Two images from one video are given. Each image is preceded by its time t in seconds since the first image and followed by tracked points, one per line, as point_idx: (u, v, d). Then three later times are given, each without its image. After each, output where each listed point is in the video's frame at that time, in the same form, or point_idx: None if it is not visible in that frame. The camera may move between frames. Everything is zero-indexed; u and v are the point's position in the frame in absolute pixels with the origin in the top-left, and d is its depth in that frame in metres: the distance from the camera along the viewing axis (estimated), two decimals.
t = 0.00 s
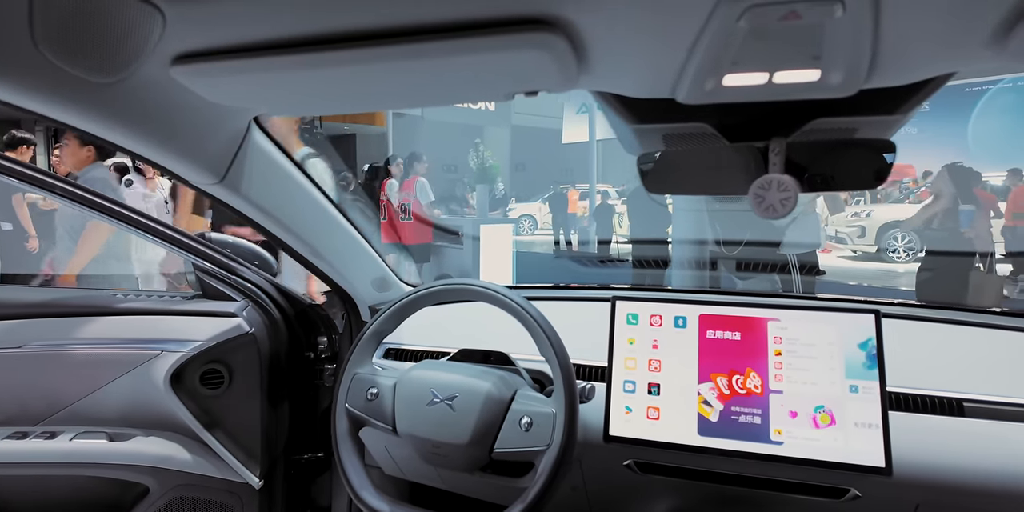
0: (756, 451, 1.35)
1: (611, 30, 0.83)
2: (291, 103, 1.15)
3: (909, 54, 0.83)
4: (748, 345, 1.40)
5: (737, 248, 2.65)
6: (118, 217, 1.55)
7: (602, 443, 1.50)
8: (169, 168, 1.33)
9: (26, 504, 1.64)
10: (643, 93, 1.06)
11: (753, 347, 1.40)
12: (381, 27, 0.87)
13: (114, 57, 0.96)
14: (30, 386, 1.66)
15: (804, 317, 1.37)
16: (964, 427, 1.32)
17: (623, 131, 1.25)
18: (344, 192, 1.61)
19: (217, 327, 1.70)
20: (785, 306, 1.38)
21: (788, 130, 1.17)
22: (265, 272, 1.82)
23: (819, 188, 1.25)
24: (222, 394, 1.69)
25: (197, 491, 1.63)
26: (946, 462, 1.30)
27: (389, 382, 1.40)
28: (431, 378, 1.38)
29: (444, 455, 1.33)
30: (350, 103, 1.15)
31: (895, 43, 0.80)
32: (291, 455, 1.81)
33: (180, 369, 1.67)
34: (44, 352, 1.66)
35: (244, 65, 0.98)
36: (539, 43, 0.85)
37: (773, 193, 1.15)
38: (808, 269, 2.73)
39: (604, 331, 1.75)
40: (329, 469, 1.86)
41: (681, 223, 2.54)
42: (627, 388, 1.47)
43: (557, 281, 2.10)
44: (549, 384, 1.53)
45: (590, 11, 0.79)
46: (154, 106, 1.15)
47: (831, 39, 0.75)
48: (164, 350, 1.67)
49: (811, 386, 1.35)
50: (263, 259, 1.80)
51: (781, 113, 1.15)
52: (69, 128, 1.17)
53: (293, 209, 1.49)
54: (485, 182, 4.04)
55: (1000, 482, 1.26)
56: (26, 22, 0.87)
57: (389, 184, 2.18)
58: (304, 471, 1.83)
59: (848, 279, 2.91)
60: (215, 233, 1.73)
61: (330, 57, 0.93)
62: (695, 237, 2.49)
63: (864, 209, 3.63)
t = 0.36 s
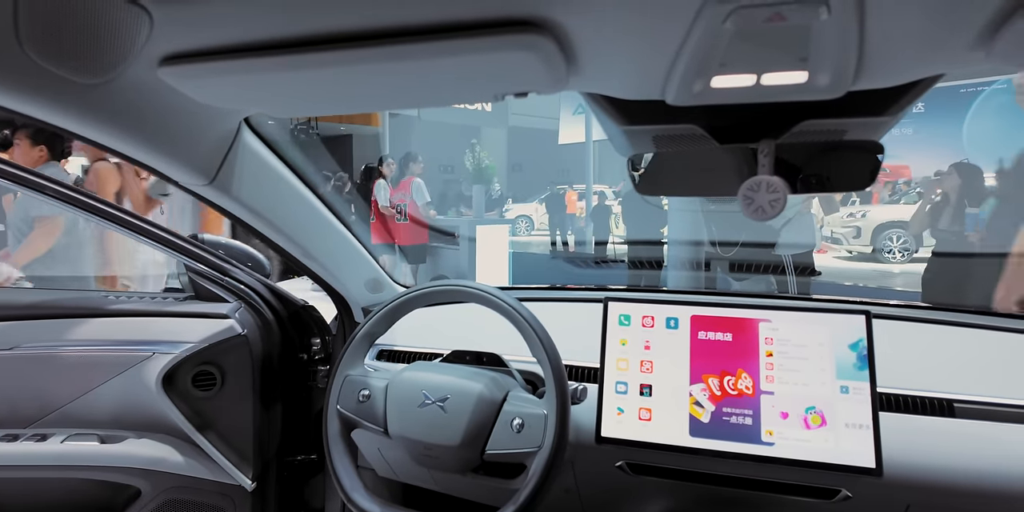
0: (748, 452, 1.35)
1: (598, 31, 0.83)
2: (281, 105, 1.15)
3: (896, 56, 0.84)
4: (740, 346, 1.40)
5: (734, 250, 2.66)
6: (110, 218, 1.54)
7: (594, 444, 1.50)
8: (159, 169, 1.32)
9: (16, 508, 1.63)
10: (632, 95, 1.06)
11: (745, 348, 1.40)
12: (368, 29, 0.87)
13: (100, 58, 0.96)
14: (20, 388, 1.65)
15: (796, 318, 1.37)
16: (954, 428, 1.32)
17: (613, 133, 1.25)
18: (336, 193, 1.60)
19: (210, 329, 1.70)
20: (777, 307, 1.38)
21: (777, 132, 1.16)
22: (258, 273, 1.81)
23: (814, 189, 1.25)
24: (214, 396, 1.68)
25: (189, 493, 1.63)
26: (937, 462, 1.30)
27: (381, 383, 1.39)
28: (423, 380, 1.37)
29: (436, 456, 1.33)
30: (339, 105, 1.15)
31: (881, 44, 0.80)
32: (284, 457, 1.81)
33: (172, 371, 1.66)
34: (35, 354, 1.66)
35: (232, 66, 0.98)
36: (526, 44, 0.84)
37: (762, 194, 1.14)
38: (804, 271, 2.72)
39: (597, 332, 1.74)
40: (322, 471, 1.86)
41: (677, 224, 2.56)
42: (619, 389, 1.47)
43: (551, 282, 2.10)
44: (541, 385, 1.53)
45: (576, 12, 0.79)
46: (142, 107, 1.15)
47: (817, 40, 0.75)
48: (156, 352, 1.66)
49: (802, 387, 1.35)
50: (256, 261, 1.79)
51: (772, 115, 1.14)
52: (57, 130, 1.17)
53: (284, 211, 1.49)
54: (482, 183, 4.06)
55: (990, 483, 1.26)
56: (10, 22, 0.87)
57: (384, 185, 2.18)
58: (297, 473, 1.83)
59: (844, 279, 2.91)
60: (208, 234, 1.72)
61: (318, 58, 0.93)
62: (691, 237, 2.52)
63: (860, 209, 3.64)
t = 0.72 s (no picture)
0: (729, 453, 1.38)
1: (575, 48, 0.86)
2: (270, 115, 1.17)
3: (863, 70, 0.87)
4: (722, 349, 1.43)
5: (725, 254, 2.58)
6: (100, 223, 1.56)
7: (579, 447, 1.52)
8: (149, 177, 1.35)
9: None
10: (613, 107, 1.09)
11: (726, 351, 1.43)
12: (352, 44, 0.90)
13: (90, 72, 0.98)
14: (11, 393, 1.66)
15: (775, 323, 1.40)
16: (930, 430, 1.35)
17: (596, 142, 1.27)
18: (327, 198, 1.60)
19: (201, 333, 1.71)
20: (758, 311, 1.41)
21: (753, 143, 1.20)
22: (248, 277, 1.82)
23: (805, 195, 1.23)
24: (205, 400, 1.70)
25: (179, 496, 1.65)
26: (910, 463, 1.34)
27: (369, 387, 1.41)
28: (410, 384, 1.40)
29: (422, 459, 1.35)
30: (326, 115, 1.17)
31: (847, 58, 0.83)
32: (275, 459, 1.82)
33: (163, 375, 1.68)
34: (26, 359, 1.67)
35: (221, 79, 1.00)
36: (505, 59, 0.87)
37: (737, 203, 1.17)
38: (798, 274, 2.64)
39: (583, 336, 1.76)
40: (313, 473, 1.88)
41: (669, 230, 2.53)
42: (604, 392, 1.50)
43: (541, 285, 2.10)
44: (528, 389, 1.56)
45: (553, 30, 0.82)
46: (131, 118, 1.16)
47: (784, 58, 0.78)
48: (147, 356, 1.68)
49: (781, 390, 1.38)
50: (247, 265, 1.79)
51: (750, 126, 1.18)
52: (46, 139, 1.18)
53: (273, 217, 1.51)
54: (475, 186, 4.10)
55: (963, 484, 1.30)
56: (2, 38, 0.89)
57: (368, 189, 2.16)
58: (287, 476, 1.85)
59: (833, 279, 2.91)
60: (199, 238, 1.73)
61: (304, 72, 0.96)
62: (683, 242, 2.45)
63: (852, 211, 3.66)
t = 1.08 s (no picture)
0: (698, 451, 1.40)
1: (540, 54, 0.87)
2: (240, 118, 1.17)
3: (819, 76, 0.89)
4: (691, 348, 1.46)
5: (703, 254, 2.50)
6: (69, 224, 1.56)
7: (553, 446, 1.54)
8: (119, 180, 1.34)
9: None
10: (582, 112, 1.10)
11: (695, 350, 1.46)
12: (319, 48, 0.90)
13: (55, 74, 0.97)
14: None
15: (743, 322, 1.43)
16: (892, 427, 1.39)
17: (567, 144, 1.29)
18: (301, 200, 1.60)
19: (173, 336, 1.69)
20: (726, 311, 1.45)
21: (717, 147, 1.23)
22: (223, 280, 1.81)
23: (779, 196, 1.28)
24: (178, 403, 1.69)
25: (151, 501, 1.65)
26: (874, 459, 1.37)
27: (342, 390, 1.42)
28: (385, 386, 1.40)
29: (396, 461, 1.36)
30: (297, 118, 1.17)
31: (802, 66, 0.85)
32: (249, 463, 1.81)
33: (134, 379, 1.65)
34: None
35: (189, 81, 1.00)
36: (471, 64, 0.88)
37: (702, 205, 1.20)
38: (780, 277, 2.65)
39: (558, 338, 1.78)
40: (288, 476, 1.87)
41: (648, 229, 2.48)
42: (577, 392, 1.51)
43: (519, 286, 2.12)
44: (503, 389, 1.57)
45: (517, 35, 0.83)
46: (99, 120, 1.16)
47: (740, 63, 0.80)
48: (117, 360, 1.66)
49: (749, 388, 1.41)
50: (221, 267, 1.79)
51: (716, 131, 1.20)
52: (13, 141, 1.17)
53: (246, 219, 1.51)
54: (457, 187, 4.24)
55: (923, 478, 1.34)
56: None
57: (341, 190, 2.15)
58: (261, 479, 1.83)
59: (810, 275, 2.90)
60: (172, 241, 1.75)
61: (272, 75, 0.96)
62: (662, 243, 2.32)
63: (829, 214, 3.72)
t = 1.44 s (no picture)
0: (665, 450, 1.43)
1: (513, 64, 0.88)
2: (210, 123, 1.14)
3: (782, 89, 0.92)
4: (659, 350, 1.49)
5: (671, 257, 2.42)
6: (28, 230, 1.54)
7: (524, 449, 1.55)
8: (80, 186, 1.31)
9: None
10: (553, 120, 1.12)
11: (663, 352, 1.49)
12: (290, 56, 0.89)
13: (13, 79, 0.94)
14: None
15: (709, 324, 1.47)
16: (851, 425, 1.44)
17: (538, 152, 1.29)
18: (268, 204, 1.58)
19: (136, 344, 1.65)
20: (693, 314, 1.49)
21: (683, 154, 1.27)
22: (186, 286, 1.79)
23: (746, 199, 1.31)
24: (141, 412, 1.65)
25: None
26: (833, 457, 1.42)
27: (311, 396, 1.40)
28: (355, 392, 1.40)
29: (366, 467, 1.35)
30: (266, 124, 1.15)
31: (767, 79, 0.88)
32: (215, 472, 1.77)
33: (95, 388, 1.61)
34: None
35: (155, 88, 0.97)
36: (443, 73, 0.88)
37: (669, 212, 1.28)
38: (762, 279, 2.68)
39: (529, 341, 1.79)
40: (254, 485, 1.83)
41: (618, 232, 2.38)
42: (547, 395, 1.53)
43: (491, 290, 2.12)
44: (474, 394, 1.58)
45: (490, 46, 0.84)
46: (59, 125, 1.12)
47: (706, 77, 0.83)
48: (77, 369, 1.61)
49: (714, 389, 1.44)
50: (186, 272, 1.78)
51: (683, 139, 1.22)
52: None
53: (213, 224, 1.48)
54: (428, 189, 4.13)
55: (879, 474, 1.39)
56: None
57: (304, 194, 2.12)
58: (228, 488, 1.81)
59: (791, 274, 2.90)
60: (133, 246, 1.72)
61: (242, 82, 0.94)
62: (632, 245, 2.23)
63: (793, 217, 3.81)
